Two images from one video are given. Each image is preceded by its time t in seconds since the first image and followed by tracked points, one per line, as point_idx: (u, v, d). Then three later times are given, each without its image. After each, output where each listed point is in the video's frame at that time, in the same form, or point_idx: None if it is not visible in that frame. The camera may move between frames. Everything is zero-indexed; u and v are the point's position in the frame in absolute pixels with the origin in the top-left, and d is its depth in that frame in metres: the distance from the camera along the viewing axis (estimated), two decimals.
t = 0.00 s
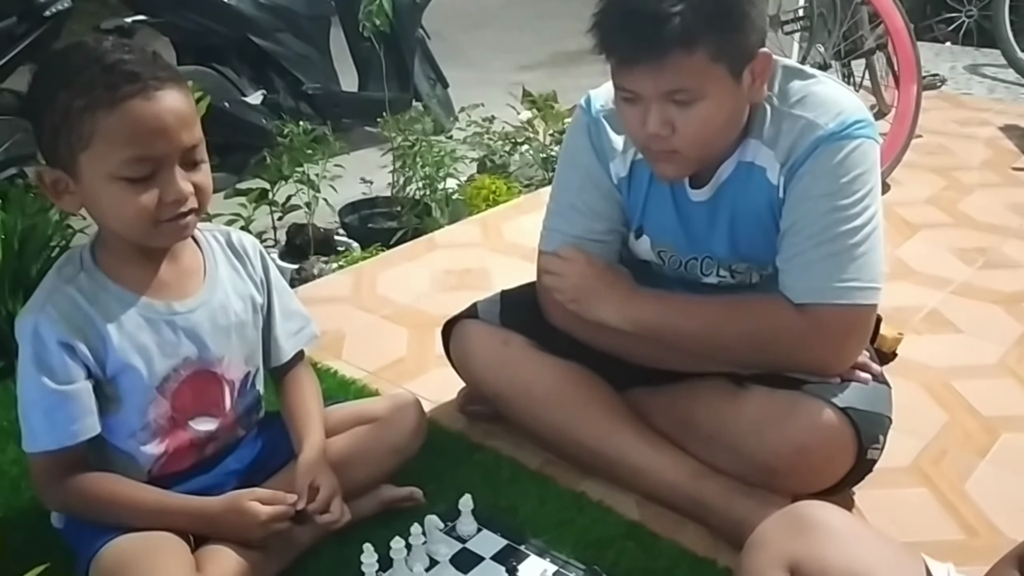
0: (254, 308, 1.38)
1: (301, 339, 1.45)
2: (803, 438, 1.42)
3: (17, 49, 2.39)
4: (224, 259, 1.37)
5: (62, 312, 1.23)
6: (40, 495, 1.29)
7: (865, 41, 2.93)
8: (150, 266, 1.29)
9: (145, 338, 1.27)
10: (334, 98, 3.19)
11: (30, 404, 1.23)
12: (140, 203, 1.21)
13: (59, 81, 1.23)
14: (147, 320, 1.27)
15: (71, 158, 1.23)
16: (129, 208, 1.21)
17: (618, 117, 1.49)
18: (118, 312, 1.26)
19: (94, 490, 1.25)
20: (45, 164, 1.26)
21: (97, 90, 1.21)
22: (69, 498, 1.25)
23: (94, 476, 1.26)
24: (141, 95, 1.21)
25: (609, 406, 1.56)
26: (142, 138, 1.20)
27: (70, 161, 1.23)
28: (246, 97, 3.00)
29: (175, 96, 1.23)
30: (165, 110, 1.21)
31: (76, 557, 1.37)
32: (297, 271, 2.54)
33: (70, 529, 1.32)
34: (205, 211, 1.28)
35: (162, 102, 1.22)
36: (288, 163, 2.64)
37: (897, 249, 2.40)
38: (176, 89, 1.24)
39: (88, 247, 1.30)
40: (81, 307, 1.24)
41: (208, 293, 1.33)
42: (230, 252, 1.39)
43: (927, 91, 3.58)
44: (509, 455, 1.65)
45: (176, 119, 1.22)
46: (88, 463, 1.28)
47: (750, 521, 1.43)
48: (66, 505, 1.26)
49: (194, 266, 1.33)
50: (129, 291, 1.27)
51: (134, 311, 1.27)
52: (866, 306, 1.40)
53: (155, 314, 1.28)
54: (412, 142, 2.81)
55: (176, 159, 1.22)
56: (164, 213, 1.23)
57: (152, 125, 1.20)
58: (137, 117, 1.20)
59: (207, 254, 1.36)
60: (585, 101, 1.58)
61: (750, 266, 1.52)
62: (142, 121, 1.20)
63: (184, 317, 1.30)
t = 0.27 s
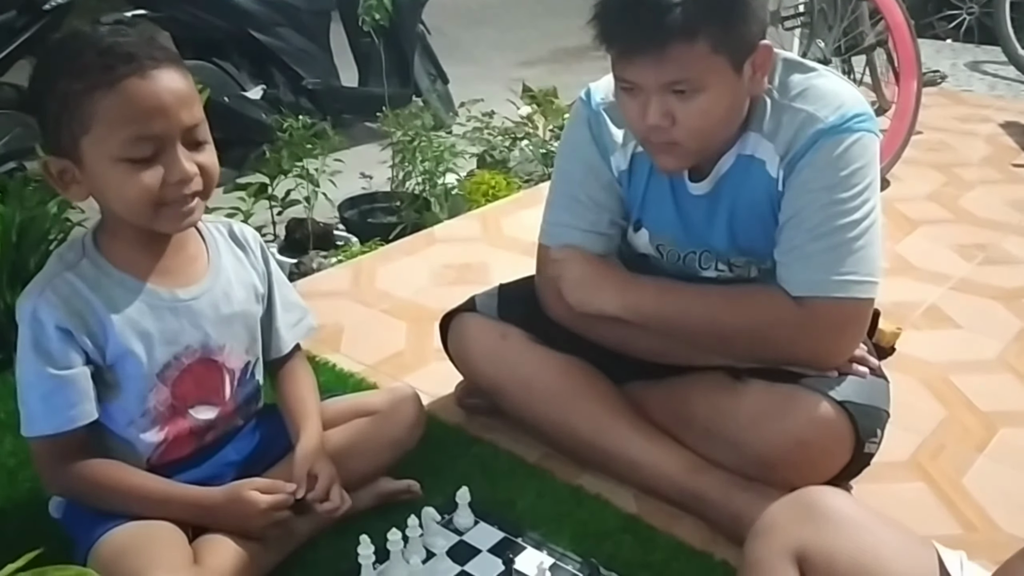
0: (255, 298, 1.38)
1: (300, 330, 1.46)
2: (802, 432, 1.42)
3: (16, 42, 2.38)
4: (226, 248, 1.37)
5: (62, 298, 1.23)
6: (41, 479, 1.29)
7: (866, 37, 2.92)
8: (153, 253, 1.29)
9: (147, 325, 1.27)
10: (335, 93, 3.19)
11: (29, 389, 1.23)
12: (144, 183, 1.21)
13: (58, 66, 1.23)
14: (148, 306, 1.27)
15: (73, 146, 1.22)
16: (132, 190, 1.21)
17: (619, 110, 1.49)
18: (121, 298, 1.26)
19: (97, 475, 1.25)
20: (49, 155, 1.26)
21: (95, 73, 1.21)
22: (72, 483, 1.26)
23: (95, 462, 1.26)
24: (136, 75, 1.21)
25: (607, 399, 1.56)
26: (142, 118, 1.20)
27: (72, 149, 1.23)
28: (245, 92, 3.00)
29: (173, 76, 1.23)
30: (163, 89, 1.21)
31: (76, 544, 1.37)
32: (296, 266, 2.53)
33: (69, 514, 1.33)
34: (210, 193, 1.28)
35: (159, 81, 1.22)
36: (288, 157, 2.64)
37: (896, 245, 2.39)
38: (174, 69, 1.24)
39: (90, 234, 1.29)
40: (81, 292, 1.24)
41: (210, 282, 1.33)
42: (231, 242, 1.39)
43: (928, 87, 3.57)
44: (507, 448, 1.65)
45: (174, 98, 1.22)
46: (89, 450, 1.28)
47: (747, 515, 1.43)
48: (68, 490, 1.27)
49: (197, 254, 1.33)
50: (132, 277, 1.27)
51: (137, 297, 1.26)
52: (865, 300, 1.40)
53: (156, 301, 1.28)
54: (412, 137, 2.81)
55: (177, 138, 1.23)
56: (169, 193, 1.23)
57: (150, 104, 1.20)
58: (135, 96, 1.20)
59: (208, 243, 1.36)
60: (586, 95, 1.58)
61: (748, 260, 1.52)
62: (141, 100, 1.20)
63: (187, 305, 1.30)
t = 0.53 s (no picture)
0: (253, 289, 1.38)
1: (298, 321, 1.45)
2: (800, 424, 1.42)
3: (15, 34, 2.37)
4: (223, 239, 1.37)
5: (58, 288, 1.23)
6: (38, 469, 1.29)
7: (867, 32, 2.92)
8: (149, 244, 1.29)
9: (143, 315, 1.27)
10: (333, 86, 3.18)
11: (25, 379, 1.23)
12: (138, 174, 1.21)
13: (54, 53, 1.23)
14: (145, 297, 1.27)
15: (68, 133, 1.22)
16: (126, 180, 1.21)
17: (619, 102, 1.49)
18: (116, 289, 1.26)
19: (92, 465, 1.25)
20: (44, 142, 1.26)
21: (90, 61, 1.20)
22: (66, 473, 1.26)
23: (92, 452, 1.26)
24: (131, 64, 1.21)
25: (605, 392, 1.56)
26: (137, 108, 1.20)
27: (67, 136, 1.23)
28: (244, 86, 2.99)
29: (169, 67, 1.23)
30: (158, 79, 1.21)
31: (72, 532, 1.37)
32: (295, 259, 2.53)
33: (65, 503, 1.33)
34: (204, 184, 1.28)
35: (155, 71, 1.21)
36: (287, 151, 2.64)
37: (895, 240, 2.39)
38: (170, 59, 1.24)
39: (86, 224, 1.29)
40: (77, 283, 1.24)
41: (206, 273, 1.33)
42: (228, 232, 1.39)
43: (928, 83, 3.57)
44: (504, 440, 1.65)
45: (170, 88, 1.22)
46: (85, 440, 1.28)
47: (745, 507, 1.43)
48: (65, 480, 1.27)
49: (194, 245, 1.33)
50: (127, 267, 1.27)
51: (133, 288, 1.26)
52: (864, 293, 1.40)
53: (153, 291, 1.28)
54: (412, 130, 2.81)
55: (171, 129, 1.22)
56: (162, 185, 1.22)
57: (145, 94, 1.20)
58: (130, 86, 1.20)
59: (205, 233, 1.35)
60: (585, 87, 1.57)
61: (748, 253, 1.52)
62: (136, 90, 1.20)
63: (183, 296, 1.30)
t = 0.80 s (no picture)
0: (249, 279, 1.38)
1: (295, 311, 1.46)
2: (800, 417, 1.42)
3: (16, 25, 2.37)
4: (219, 229, 1.37)
5: (54, 277, 1.23)
6: (36, 457, 1.29)
7: (869, 28, 2.91)
8: (145, 232, 1.29)
9: (139, 304, 1.27)
10: (335, 79, 3.20)
11: (21, 367, 1.23)
12: (134, 163, 1.21)
13: (55, 38, 1.22)
14: (141, 286, 1.27)
15: (65, 119, 1.22)
16: (122, 168, 1.21)
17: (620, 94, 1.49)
18: (112, 278, 1.26)
19: (89, 454, 1.26)
20: (41, 127, 1.25)
21: (90, 48, 1.20)
22: (63, 462, 1.26)
23: (89, 440, 1.26)
24: (132, 53, 1.21)
25: (605, 384, 1.56)
26: (135, 96, 1.20)
27: (64, 122, 1.22)
28: (246, 78, 3.00)
29: (168, 56, 1.23)
30: (158, 69, 1.21)
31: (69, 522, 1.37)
32: (295, 250, 2.53)
33: (63, 493, 1.33)
34: (198, 178, 1.28)
35: (155, 60, 1.21)
36: (289, 143, 2.64)
37: (895, 235, 2.39)
38: (170, 49, 1.24)
39: (82, 213, 1.29)
40: (74, 272, 1.24)
41: (202, 262, 1.33)
42: (225, 222, 1.39)
43: (930, 79, 3.56)
44: (504, 432, 1.65)
45: (169, 78, 1.21)
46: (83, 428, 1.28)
47: (744, 499, 1.43)
48: (62, 468, 1.27)
49: (188, 235, 1.33)
50: (123, 257, 1.27)
51: (129, 277, 1.26)
52: (864, 286, 1.40)
53: (149, 281, 1.28)
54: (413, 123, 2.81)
55: (169, 119, 1.22)
56: (157, 175, 1.23)
57: (144, 84, 1.20)
58: (130, 74, 1.20)
59: (200, 223, 1.35)
60: (587, 79, 1.57)
61: (749, 246, 1.51)
62: (135, 78, 1.20)
63: (179, 285, 1.30)
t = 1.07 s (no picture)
0: (246, 271, 1.38)
1: (293, 304, 1.45)
2: (798, 415, 1.42)
3: (17, 17, 2.37)
4: (215, 222, 1.37)
5: (51, 270, 1.23)
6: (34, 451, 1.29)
7: (870, 25, 2.92)
8: (144, 226, 1.29)
9: (135, 297, 1.27)
10: (336, 74, 3.18)
11: (20, 361, 1.23)
12: (133, 156, 1.21)
13: (53, 31, 1.22)
14: (138, 279, 1.27)
15: (64, 113, 1.22)
16: (122, 162, 1.21)
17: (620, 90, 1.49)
18: (109, 271, 1.26)
19: (86, 447, 1.26)
20: (39, 122, 1.26)
21: (88, 41, 1.20)
22: (61, 455, 1.26)
23: (87, 433, 1.27)
24: (131, 45, 1.21)
25: (604, 380, 1.56)
26: (133, 89, 1.20)
27: (63, 116, 1.22)
28: (247, 72, 3.00)
29: (166, 49, 1.22)
30: (157, 61, 1.21)
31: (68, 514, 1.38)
32: (295, 245, 2.53)
33: (61, 486, 1.33)
34: (198, 169, 1.28)
35: (154, 53, 1.21)
36: (289, 137, 2.64)
37: (896, 233, 2.39)
38: (169, 42, 1.24)
39: (78, 207, 1.29)
40: (71, 266, 1.24)
41: (199, 255, 1.33)
42: (221, 215, 1.39)
43: (931, 77, 3.56)
44: (503, 427, 1.65)
45: (168, 71, 1.21)
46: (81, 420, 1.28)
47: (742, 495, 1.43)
48: (60, 461, 1.27)
49: (185, 228, 1.33)
50: (121, 250, 1.27)
51: (126, 271, 1.27)
52: (863, 283, 1.41)
53: (146, 274, 1.28)
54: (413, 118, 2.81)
55: (167, 111, 1.22)
56: (158, 168, 1.23)
57: (143, 77, 1.20)
58: (129, 67, 1.20)
59: (196, 215, 1.35)
60: (587, 75, 1.57)
61: (748, 242, 1.51)
62: (135, 71, 1.20)
63: (176, 278, 1.30)
